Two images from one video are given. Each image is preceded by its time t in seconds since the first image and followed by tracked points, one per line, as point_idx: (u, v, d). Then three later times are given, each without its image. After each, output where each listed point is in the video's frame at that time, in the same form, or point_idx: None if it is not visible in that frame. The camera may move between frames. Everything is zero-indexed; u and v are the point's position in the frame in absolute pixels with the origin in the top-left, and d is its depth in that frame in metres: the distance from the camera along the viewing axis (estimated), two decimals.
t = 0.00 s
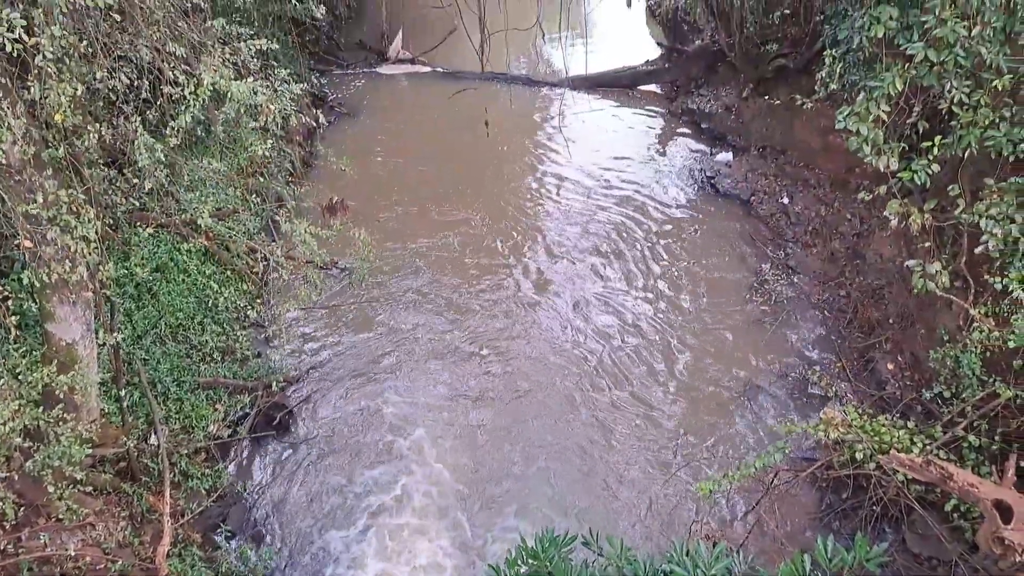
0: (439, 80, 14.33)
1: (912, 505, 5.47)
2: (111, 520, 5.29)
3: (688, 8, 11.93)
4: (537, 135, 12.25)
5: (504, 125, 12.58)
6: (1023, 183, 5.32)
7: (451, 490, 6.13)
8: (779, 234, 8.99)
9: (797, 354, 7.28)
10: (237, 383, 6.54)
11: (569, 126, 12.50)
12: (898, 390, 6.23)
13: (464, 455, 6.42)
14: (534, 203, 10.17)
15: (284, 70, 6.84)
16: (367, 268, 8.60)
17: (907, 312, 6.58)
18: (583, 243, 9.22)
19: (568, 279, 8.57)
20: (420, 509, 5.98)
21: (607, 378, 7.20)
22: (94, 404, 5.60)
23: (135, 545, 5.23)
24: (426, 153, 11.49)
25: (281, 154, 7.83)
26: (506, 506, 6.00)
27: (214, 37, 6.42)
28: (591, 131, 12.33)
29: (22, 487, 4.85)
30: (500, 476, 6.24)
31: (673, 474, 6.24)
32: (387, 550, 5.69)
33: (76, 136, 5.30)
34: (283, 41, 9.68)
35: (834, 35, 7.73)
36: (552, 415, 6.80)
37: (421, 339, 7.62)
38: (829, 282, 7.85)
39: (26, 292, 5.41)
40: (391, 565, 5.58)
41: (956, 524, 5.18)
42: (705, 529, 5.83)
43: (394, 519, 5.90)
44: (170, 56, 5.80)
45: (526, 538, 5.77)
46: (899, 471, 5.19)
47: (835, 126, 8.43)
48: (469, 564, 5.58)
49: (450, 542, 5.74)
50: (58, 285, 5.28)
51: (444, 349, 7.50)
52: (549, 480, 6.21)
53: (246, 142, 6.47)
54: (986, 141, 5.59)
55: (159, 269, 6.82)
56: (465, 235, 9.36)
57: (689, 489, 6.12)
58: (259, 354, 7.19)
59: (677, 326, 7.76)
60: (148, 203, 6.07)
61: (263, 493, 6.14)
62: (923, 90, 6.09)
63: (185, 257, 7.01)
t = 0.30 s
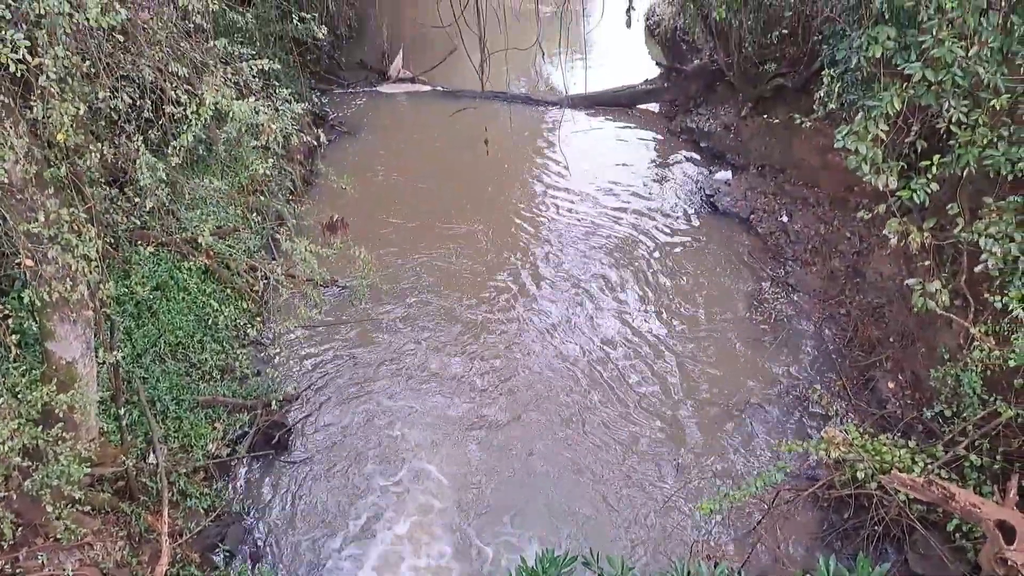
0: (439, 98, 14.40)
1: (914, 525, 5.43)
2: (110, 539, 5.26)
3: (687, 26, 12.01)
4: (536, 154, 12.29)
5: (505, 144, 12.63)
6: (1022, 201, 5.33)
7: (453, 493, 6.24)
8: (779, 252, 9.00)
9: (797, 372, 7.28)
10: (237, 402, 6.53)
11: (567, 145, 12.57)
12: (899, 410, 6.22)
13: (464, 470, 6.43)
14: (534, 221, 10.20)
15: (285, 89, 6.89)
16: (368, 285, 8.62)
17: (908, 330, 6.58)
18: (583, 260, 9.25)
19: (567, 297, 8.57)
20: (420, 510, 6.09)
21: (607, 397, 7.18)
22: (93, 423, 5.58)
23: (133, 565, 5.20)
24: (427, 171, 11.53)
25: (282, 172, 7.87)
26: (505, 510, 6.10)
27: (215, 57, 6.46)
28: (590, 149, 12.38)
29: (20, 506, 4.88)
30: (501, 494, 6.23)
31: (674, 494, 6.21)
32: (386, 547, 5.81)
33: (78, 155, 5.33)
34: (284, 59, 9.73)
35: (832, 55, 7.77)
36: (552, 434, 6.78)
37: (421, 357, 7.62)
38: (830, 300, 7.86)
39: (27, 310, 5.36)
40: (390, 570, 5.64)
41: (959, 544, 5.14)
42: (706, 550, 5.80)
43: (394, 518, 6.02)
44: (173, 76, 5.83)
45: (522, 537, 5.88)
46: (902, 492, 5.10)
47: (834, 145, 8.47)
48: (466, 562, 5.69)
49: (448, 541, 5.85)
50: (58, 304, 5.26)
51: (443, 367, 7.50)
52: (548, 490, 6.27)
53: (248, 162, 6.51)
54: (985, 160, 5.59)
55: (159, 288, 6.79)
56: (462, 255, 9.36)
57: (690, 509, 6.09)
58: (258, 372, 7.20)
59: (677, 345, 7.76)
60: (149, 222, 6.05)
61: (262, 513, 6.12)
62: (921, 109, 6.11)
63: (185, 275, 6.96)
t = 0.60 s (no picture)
0: (439, 115, 14.46)
1: (915, 544, 5.37)
2: (107, 558, 5.23)
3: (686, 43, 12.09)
4: (536, 171, 12.33)
5: (504, 162, 12.66)
6: (1020, 219, 5.33)
7: (453, 501, 6.28)
8: (778, 269, 9.01)
9: (797, 390, 7.27)
10: (235, 420, 6.53)
11: (566, 162, 12.63)
12: (900, 428, 6.20)
13: (461, 484, 6.43)
14: (533, 238, 10.21)
15: (285, 109, 6.95)
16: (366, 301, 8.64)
17: (908, 348, 6.57)
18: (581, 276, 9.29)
19: (566, 315, 8.57)
20: (419, 514, 6.17)
21: (606, 414, 7.17)
22: (92, 441, 5.56)
23: None
24: (427, 189, 11.55)
25: (282, 190, 7.91)
26: (505, 523, 6.11)
27: (217, 75, 6.49)
28: (588, 166, 12.46)
29: (17, 525, 4.81)
30: (499, 509, 6.22)
31: (674, 512, 6.18)
32: (385, 558, 5.83)
33: (79, 173, 5.36)
34: (285, 77, 9.80)
35: (829, 73, 7.81)
36: (551, 452, 6.76)
37: (420, 374, 7.63)
38: (830, 318, 7.87)
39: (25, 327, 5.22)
40: None
41: (960, 564, 5.09)
42: (707, 570, 5.76)
43: (396, 520, 6.11)
44: (174, 95, 5.86)
45: (518, 539, 5.97)
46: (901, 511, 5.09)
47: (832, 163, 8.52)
48: (465, 563, 5.78)
49: (447, 553, 5.87)
50: (58, 321, 5.24)
51: (442, 384, 7.50)
52: (547, 501, 6.30)
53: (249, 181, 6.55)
54: (983, 178, 5.60)
55: (158, 305, 6.78)
56: (460, 272, 9.37)
57: (690, 528, 6.05)
58: (257, 390, 7.21)
59: (676, 362, 7.75)
60: (148, 239, 6.08)
61: (261, 531, 6.09)
62: (919, 127, 6.12)
63: (184, 293, 7.01)
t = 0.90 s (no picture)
0: (439, 134, 14.53)
1: (917, 565, 5.27)
2: None
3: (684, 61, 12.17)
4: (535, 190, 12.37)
5: (504, 181, 12.69)
6: (1018, 239, 5.32)
7: (452, 520, 6.26)
8: (778, 287, 9.02)
9: (796, 408, 7.25)
10: (233, 439, 6.52)
11: (566, 181, 12.68)
12: (900, 448, 6.17)
13: (459, 502, 6.42)
14: (532, 257, 10.25)
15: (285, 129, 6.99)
16: (365, 323, 8.61)
17: (908, 367, 6.57)
18: (579, 294, 9.32)
19: (564, 333, 8.58)
20: (418, 521, 6.24)
21: (605, 433, 7.15)
22: (90, 461, 5.55)
23: None
24: (427, 208, 11.58)
25: (281, 210, 7.95)
26: (504, 542, 6.08)
27: (217, 95, 6.53)
28: (587, 185, 12.50)
29: (14, 545, 4.78)
30: (497, 526, 6.21)
31: (675, 532, 6.14)
32: None
33: (79, 193, 5.39)
34: (286, 97, 9.88)
35: (827, 93, 7.86)
36: (550, 471, 6.73)
37: (418, 393, 7.63)
38: (829, 337, 7.88)
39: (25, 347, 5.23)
40: None
41: None
42: None
43: (395, 527, 6.18)
44: (175, 115, 5.90)
45: (517, 550, 6.01)
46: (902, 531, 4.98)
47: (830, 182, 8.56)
48: (463, 568, 5.86)
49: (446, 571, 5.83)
50: (58, 341, 5.22)
51: (441, 403, 7.50)
52: (546, 520, 6.28)
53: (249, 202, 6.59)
54: (981, 197, 5.60)
55: (157, 323, 6.86)
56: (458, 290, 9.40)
57: (690, 549, 6.00)
58: (255, 409, 7.22)
59: (675, 381, 7.74)
60: (149, 258, 6.10)
61: (259, 551, 6.06)
62: (917, 146, 6.13)
63: (184, 311, 7.05)
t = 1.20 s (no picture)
0: (440, 154, 14.60)
1: None
2: None
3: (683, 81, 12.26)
4: (535, 210, 12.41)
5: (504, 202, 12.72)
6: (1018, 259, 5.32)
7: (451, 540, 6.22)
8: (778, 307, 9.02)
9: (797, 430, 7.23)
10: (232, 461, 6.52)
11: (566, 202, 12.72)
12: (902, 469, 6.13)
13: (457, 522, 6.39)
14: (532, 276, 10.26)
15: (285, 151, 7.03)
16: (365, 343, 8.61)
17: (908, 388, 6.56)
18: (578, 314, 9.32)
19: (565, 353, 8.57)
20: (416, 535, 6.28)
21: (605, 454, 7.12)
22: (88, 483, 5.52)
23: None
24: (427, 229, 11.61)
25: (281, 231, 7.99)
26: (504, 562, 6.04)
27: (219, 117, 6.58)
28: (587, 205, 12.55)
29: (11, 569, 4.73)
30: (497, 547, 6.17)
31: (676, 555, 6.08)
32: None
33: (80, 215, 5.41)
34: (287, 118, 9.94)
35: (825, 114, 7.90)
36: (550, 492, 6.70)
37: (418, 413, 7.61)
38: (829, 357, 7.87)
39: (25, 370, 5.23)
40: None
41: None
42: None
43: (394, 548, 6.15)
44: (177, 137, 5.93)
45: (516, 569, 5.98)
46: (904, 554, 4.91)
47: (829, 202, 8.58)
48: None
49: None
50: (57, 363, 5.20)
51: (440, 423, 7.48)
52: (546, 540, 6.24)
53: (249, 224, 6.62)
54: (980, 218, 5.61)
55: (157, 344, 6.87)
56: (457, 310, 9.41)
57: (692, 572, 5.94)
58: (254, 431, 7.22)
59: (675, 401, 7.72)
60: (149, 279, 6.10)
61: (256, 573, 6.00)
62: (915, 168, 6.16)
63: (183, 332, 7.08)
